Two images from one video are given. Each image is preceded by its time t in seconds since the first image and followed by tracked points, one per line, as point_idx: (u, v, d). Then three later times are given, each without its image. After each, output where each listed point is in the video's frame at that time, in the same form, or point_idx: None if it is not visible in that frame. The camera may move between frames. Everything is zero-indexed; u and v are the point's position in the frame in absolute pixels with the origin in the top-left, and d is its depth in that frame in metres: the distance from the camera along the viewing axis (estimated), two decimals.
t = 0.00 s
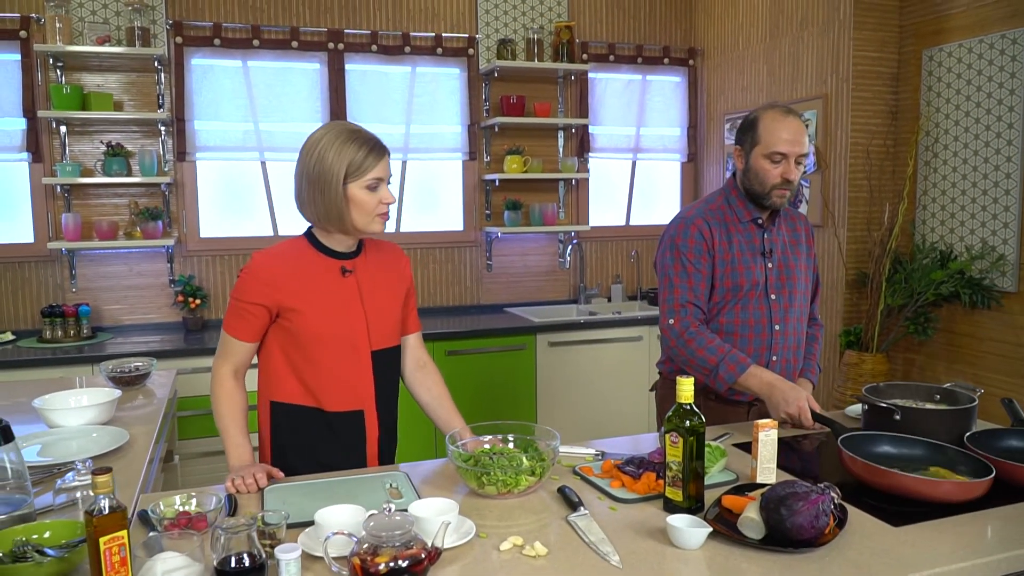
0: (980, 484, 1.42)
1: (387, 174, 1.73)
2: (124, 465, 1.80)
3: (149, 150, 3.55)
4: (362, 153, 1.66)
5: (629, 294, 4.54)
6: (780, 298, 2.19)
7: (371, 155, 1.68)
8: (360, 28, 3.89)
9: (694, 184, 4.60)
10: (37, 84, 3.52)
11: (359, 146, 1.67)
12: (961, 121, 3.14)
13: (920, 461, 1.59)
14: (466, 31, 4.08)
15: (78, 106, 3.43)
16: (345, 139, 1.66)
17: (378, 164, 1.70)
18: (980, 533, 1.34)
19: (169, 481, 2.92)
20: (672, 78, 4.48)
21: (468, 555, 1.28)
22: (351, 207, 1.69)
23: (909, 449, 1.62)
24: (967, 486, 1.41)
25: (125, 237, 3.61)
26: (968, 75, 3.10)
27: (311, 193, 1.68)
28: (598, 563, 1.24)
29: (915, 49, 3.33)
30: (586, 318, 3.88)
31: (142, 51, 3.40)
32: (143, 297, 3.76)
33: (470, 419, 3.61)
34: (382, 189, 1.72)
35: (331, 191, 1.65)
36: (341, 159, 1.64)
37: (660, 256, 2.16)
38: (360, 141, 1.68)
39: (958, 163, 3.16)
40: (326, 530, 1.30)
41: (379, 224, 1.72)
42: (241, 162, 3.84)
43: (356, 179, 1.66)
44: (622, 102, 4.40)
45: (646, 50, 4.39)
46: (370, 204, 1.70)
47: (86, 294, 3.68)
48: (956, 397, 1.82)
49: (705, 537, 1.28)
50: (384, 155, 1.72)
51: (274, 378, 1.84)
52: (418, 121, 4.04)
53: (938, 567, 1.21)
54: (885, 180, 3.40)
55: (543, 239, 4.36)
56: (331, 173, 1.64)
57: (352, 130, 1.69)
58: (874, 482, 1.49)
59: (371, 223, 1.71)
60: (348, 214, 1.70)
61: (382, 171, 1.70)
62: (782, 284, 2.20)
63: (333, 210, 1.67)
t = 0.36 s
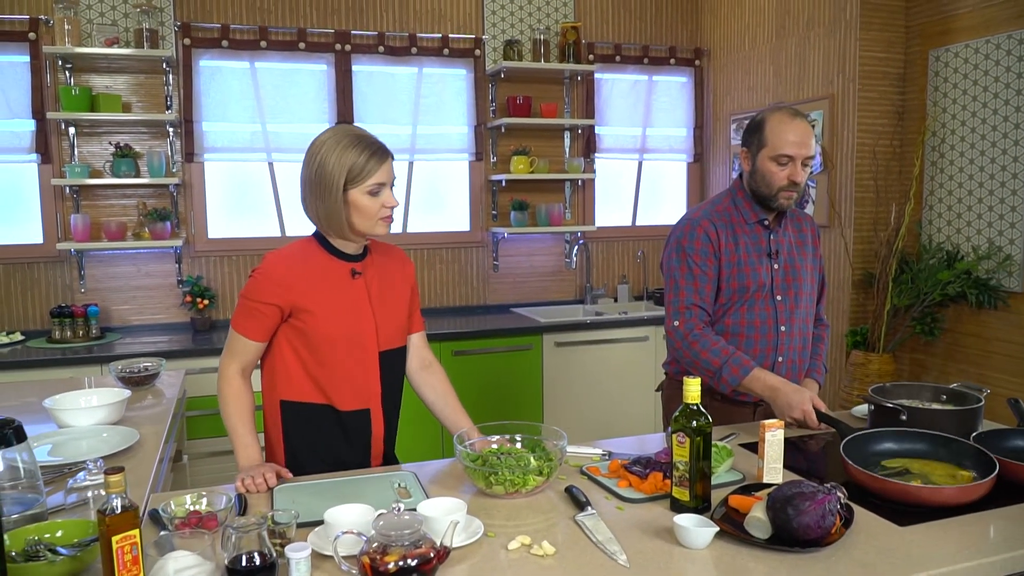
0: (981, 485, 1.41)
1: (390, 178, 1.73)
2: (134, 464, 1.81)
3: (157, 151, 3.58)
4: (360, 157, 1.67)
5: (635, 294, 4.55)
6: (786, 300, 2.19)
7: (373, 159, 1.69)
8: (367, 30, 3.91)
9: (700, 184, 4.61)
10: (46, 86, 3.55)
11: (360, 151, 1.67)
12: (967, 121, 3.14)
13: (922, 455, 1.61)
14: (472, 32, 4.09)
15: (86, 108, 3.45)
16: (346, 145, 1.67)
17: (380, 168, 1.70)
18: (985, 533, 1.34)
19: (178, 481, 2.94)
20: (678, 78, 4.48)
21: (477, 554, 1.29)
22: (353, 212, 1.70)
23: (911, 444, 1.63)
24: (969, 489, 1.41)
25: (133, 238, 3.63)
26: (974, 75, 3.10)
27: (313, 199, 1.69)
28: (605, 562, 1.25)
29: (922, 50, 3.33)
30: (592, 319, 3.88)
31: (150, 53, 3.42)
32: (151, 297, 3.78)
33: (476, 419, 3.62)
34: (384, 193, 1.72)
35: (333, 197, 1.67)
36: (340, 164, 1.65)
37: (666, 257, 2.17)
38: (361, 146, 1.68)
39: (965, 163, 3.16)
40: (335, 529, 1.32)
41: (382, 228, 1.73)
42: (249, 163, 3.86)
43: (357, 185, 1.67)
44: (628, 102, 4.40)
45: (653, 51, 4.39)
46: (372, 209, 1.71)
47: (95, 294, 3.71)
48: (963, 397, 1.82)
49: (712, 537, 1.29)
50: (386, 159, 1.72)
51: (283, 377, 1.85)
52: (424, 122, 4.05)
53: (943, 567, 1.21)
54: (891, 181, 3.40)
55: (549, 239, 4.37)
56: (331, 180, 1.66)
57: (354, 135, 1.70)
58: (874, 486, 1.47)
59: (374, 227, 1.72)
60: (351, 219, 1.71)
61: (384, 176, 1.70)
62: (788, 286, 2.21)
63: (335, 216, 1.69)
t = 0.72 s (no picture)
0: (983, 480, 1.42)
1: (306, 183, 1.68)
2: (138, 464, 1.82)
3: (161, 152, 3.59)
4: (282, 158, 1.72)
5: (639, 294, 4.55)
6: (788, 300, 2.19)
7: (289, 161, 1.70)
8: (371, 30, 3.92)
9: (704, 184, 4.60)
10: (51, 86, 3.56)
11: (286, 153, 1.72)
12: (970, 121, 3.14)
13: (923, 444, 1.60)
14: (476, 33, 4.09)
15: (91, 109, 3.46)
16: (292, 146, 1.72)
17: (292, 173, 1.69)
18: (987, 532, 1.34)
19: (182, 480, 2.95)
20: (682, 78, 4.48)
21: (480, 553, 1.29)
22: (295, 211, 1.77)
23: (910, 432, 1.62)
24: (970, 486, 1.41)
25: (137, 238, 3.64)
26: (977, 75, 3.09)
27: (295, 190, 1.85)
28: (608, 562, 1.25)
29: (925, 50, 3.32)
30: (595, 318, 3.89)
31: (153, 53, 3.43)
32: (155, 297, 3.79)
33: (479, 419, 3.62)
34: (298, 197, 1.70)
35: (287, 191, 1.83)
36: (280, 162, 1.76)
37: (669, 257, 2.17)
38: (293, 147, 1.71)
39: (968, 164, 3.15)
40: (339, 529, 1.32)
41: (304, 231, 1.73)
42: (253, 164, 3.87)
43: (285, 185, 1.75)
44: (632, 102, 4.40)
45: (656, 51, 4.39)
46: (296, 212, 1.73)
47: (99, 295, 3.72)
48: (966, 397, 1.82)
49: (714, 537, 1.29)
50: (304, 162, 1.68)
51: (279, 367, 1.90)
52: (428, 122, 4.05)
53: (946, 567, 1.21)
54: (895, 180, 3.39)
55: (552, 239, 4.37)
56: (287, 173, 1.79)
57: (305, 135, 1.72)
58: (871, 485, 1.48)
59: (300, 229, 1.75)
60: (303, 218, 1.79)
61: (294, 180, 1.68)
62: (791, 286, 2.20)
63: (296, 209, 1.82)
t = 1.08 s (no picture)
0: (988, 484, 1.41)
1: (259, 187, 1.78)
2: (141, 463, 1.82)
3: (164, 152, 3.59)
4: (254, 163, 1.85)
5: (641, 295, 4.55)
6: (792, 300, 2.19)
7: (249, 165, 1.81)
8: (374, 31, 3.92)
9: (707, 184, 4.60)
10: (54, 86, 3.57)
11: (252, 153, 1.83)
12: (973, 121, 3.13)
13: (934, 455, 1.59)
14: (478, 33, 4.09)
15: (94, 109, 3.46)
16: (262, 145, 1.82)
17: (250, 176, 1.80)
18: (989, 532, 1.34)
19: (185, 480, 2.95)
20: (685, 79, 4.48)
21: (482, 553, 1.29)
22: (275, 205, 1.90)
23: (924, 443, 1.62)
24: (976, 487, 1.41)
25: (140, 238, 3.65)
26: (980, 75, 3.09)
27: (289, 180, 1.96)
28: (611, 562, 1.25)
29: (927, 51, 3.32)
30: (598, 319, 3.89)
31: (157, 53, 3.43)
32: (158, 297, 3.80)
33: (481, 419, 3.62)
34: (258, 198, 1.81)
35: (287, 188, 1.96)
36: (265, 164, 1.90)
37: (673, 256, 2.17)
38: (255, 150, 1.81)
39: (971, 164, 3.15)
40: (342, 528, 1.32)
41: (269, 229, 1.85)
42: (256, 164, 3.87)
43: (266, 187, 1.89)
44: (635, 103, 4.40)
45: (659, 52, 4.39)
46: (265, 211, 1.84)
47: (102, 294, 3.72)
48: (969, 397, 1.82)
49: (717, 537, 1.29)
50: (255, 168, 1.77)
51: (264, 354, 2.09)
52: (430, 123, 4.05)
53: (949, 567, 1.21)
54: (897, 180, 3.39)
55: (555, 240, 4.37)
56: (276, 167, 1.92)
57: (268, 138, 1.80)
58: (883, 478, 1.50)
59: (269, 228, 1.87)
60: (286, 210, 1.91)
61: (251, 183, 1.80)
62: (794, 286, 2.20)
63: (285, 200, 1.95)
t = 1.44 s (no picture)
0: (988, 479, 1.43)
1: (250, 183, 1.78)
2: (143, 464, 1.83)
3: (166, 152, 3.60)
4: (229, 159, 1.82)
5: (642, 295, 4.55)
6: (792, 300, 2.19)
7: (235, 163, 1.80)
8: (374, 31, 3.93)
9: (707, 185, 4.60)
10: (55, 87, 3.57)
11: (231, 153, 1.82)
12: (973, 122, 3.14)
13: (930, 457, 1.59)
14: (479, 34, 4.10)
15: (96, 110, 3.47)
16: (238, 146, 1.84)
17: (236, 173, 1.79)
18: (989, 532, 1.34)
19: (186, 481, 2.95)
20: (685, 79, 4.48)
21: (484, 552, 1.30)
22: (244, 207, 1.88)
23: (919, 445, 1.62)
24: (976, 482, 1.42)
25: (142, 238, 3.65)
26: (980, 76, 3.09)
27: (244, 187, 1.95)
28: (612, 561, 1.25)
29: (927, 52, 3.33)
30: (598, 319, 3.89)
31: (159, 54, 3.44)
32: (160, 298, 3.81)
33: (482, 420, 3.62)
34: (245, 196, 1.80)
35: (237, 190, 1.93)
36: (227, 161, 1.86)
37: (672, 257, 2.18)
38: (238, 150, 1.82)
39: (971, 165, 3.15)
40: (344, 529, 1.32)
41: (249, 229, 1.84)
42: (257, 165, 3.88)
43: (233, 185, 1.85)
44: (635, 103, 4.41)
45: (659, 53, 4.40)
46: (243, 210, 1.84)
47: (104, 295, 3.73)
48: (969, 398, 1.82)
49: (718, 537, 1.29)
50: (248, 165, 1.78)
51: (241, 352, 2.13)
52: (431, 123, 4.06)
53: (949, 567, 1.21)
54: (898, 181, 3.39)
55: (555, 240, 4.38)
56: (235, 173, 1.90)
57: (250, 137, 1.83)
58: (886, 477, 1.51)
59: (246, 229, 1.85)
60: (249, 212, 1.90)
61: (237, 180, 1.79)
62: (795, 286, 2.20)
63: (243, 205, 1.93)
